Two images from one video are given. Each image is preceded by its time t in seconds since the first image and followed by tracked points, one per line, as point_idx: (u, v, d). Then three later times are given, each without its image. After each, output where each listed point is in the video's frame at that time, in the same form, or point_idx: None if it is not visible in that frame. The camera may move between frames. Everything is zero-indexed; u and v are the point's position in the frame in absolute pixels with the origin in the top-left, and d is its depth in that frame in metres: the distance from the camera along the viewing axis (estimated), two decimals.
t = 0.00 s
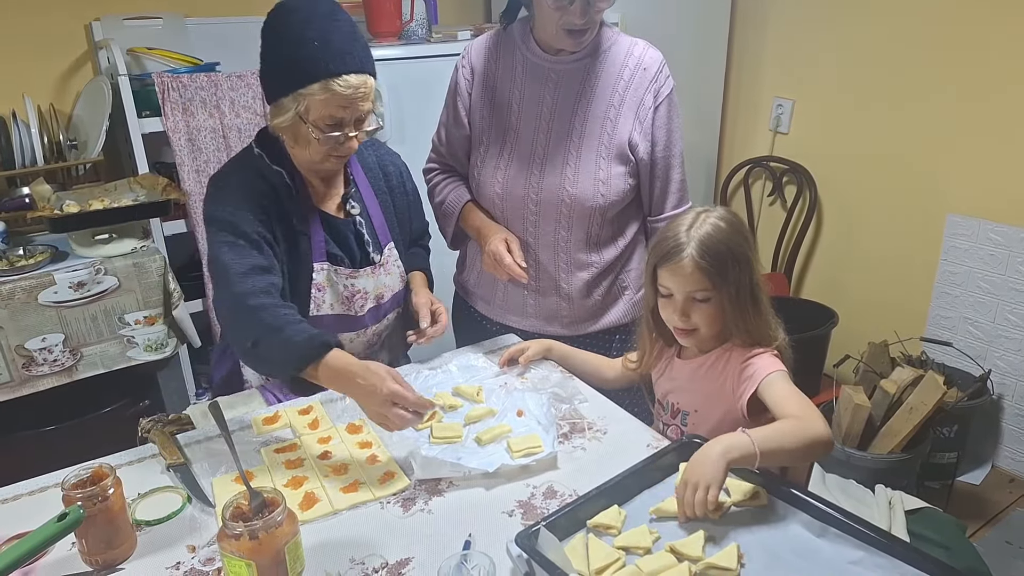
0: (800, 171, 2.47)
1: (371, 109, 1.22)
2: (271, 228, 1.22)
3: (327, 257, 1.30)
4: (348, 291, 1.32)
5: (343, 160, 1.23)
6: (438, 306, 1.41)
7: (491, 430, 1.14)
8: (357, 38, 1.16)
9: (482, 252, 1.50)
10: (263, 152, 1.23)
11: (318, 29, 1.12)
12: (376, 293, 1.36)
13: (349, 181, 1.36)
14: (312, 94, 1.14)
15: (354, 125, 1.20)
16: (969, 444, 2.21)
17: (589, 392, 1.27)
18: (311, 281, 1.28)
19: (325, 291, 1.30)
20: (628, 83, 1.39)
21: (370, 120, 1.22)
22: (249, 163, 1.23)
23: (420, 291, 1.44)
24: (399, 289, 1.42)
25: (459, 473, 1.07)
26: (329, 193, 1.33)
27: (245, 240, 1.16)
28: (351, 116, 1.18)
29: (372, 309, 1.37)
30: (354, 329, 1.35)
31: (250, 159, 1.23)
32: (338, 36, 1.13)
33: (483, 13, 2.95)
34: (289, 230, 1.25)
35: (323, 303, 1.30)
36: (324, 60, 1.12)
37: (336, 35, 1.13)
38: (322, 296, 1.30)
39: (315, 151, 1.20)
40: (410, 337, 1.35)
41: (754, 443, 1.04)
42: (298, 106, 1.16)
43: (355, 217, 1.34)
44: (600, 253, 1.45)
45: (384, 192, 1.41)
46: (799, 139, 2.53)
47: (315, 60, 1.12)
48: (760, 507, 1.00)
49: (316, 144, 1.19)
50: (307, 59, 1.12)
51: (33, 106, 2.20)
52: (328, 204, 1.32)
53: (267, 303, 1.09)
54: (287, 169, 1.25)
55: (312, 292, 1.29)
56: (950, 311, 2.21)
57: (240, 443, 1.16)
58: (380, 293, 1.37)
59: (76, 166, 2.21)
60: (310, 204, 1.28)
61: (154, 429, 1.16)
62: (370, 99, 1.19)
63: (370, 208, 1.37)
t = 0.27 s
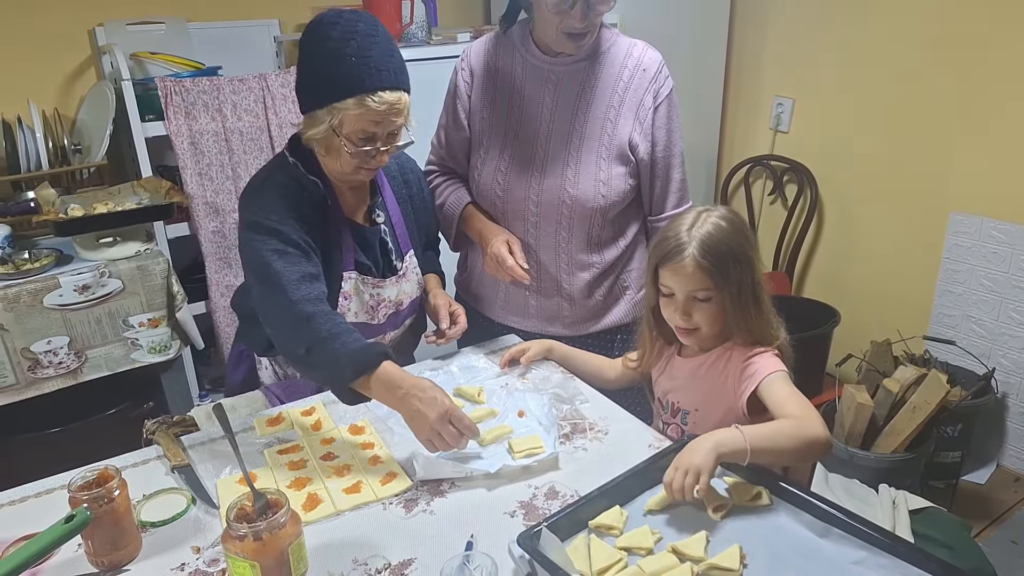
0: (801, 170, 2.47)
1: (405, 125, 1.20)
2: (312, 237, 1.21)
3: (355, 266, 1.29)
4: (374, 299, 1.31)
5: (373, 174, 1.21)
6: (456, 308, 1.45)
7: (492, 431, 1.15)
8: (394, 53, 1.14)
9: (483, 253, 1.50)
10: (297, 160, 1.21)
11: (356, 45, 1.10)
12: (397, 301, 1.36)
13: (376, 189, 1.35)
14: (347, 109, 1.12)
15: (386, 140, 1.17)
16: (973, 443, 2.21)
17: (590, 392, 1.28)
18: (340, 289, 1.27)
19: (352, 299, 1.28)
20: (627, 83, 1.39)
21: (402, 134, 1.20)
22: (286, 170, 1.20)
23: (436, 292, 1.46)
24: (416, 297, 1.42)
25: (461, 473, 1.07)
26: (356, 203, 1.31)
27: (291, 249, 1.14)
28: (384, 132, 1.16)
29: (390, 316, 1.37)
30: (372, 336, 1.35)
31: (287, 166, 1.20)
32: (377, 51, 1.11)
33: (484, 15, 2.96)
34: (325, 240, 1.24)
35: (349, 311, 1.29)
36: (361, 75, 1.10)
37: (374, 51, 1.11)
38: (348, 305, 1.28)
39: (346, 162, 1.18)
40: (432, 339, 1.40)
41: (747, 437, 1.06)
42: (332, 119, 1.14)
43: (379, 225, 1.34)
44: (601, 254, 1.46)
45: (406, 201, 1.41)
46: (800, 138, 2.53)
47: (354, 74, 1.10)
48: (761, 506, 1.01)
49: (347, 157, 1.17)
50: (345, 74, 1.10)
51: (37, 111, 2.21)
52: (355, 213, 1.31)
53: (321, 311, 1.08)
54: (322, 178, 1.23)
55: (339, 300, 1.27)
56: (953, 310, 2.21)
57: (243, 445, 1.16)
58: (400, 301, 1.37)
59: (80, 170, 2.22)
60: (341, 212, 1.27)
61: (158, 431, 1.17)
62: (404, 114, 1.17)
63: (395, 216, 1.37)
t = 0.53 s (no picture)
0: (801, 170, 2.47)
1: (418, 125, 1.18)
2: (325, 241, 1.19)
3: (366, 271, 1.29)
4: (381, 304, 1.31)
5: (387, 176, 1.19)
6: (460, 309, 1.45)
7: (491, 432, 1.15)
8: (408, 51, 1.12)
9: (481, 252, 1.50)
10: (310, 164, 1.20)
11: (368, 45, 1.08)
12: (402, 306, 1.36)
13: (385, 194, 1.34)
14: (360, 110, 1.10)
15: (401, 140, 1.16)
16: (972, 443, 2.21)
17: (589, 392, 1.28)
18: (349, 294, 1.26)
19: (360, 304, 1.28)
20: (626, 83, 1.39)
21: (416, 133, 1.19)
22: (298, 174, 1.19)
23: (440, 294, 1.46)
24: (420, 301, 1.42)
25: (461, 474, 1.07)
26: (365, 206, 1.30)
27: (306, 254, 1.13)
28: (399, 132, 1.14)
29: (396, 320, 1.37)
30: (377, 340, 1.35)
31: (298, 169, 1.19)
32: (389, 52, 1.09)
33: (485, 14, 2.96)
34: (338, 246, 1.23)
35: (357, 316, 1.28)
36: (374, 75, 1.08)
37: (387, 50, 1.09)
38: (356, 309, 1.28)
39: (360, 165, 1.16)
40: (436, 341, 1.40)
41: (733, 436, 1.07)
42: (346, 121, 1.12)
43: (388, 229, 1.33)
44: (600, 253, 1.45)
45: (416, 205, 1.40)
46: (800, 138, 2.53)
47: (366, 76, 1.08)
48: (762, 506, 1.00)
49: (361, 158, 1.15)
50: (358, 76, 1.08)
51: (35, 110, 2.21)
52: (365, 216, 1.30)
53: (340, 316, 1.08)
54: (335, 182, 1.22)
55: (348, 305, 1.27)
56: (953, 309, 2.20)
57: (243, 445, 1.16)
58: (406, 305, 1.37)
59: (79, 169, 2.22)
60: (353, 217, 1.26)
61: (157, 432, 1.17)
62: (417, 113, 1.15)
63: (403, 221, 1.36)
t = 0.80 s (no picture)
0: (801, 169, 2.47)
1: (403, 108, 1.17)
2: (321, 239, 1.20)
3: (360, 270, 1.28)
4: (376, 303, 1.31)
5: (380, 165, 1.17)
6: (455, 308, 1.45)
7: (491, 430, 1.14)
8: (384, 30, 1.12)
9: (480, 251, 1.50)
10: (301, 162, 1.19)
11: (342, 28, 1.08)
12: (398, 305, 1.35)
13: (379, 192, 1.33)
14: (342, 96, 1.10)
15: (388, 122, 1.14)
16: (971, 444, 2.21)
17: (589, 390, 1.28)
18: (344, 293, 1.26)
19: (355, 302, 1.28)
20: (626, 83, 1.39)
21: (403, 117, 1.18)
22: (291, 173, 1.18)
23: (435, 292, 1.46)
24: (415, 299, 1.42)
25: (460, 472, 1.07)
26: (359, 203, 1.29)
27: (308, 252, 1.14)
28: (383, 114, 1.13)
29: (392, 319, 1.36)
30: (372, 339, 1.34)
31: (292, 169, 1.18)
32: (362, 34, 1.09)
33: (486, 13, 2.96)
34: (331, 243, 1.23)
35: (353, 314, 1.28)
36: (351, 57, 1.08)
37: (360, 31, 1.09)
38: (351, 308, 1.27)
39: (351, 156, 1.15)
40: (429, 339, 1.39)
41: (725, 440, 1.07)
42: (330, 111, 1.12)
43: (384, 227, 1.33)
44: (599, 253, 1.45)
45: (411, 203, 1.39)
46: (800, 138, 2.53)
47: (341, 60, 1.08)
48: (760, 506, 1.00)
49: (352, 148, 1.14)
50: (335, 61, 1.08)
51: (35, 106, 2.21)
52: (359, 214, 1.29)
53: (332, 316, 1.09)
54: (327, 179, 1.22)
55: (343, 304, 1.26)
56: (952, 310, 2.20)
57: (242, 443, 1.16)
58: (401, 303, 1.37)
59: (79, 166, 2.22)
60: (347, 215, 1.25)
61: (156, 429, 1.17)
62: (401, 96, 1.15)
63: (399, 218, 1.36)
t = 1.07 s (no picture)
0: (801, 169, 2.47)
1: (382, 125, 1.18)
2: (274, 227, 1.19)
3: (331, 259, 1.30)
4: (349, 293, 1.31)
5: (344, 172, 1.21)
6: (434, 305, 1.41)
7: (492, 429, 1.14)
8: (373, 47, 1.12)
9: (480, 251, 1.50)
10: (270, 151, 1.21)
11: (329, 42, 1.08)
12: (378, 297, 1.35)
13: (356, 183, 1.35)
14: (318, 107, 1.11)
15: (358, 140, 1.16)
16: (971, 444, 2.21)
17: (590, 390, 1.28)
18: (313, 283, 1.28)
19: (326, 293, 1.29)
20: (627, 83, 1.39)
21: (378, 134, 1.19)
22: (258, 161, 1.20)
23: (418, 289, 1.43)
24: (401, 292, 1.42)
25: (461, 471, 1.07)
26: (338, 194, 1.31)
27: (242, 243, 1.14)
28: (358, 132, 1.14)
29: (373, 312, 1.36)
30: (353, 331, 1.35)
31: (260, 157, 1.20)
32: (349, 52, 1.09)
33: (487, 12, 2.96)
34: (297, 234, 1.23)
35: (323, 304, 1.30)
36: (332, 75, 1.09)
37: (345, 53, 1.09)
38: (322, 297, 1.29)
39: (318, 158, 1.18)
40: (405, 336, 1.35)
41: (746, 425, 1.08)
42: (303, 115, 1.13)
43: (360, 220, 1.34)
44: (599, 254, 1.45)
45: (392, 196, 1.40)
46: (800, 138, 2.53)
47: (324, 75, 1.08)
48: (761, 505, 1.00)
49: (317, 153, 1.17)
50: (319, 74, 1.09)
51: (35, 104, 2.21)
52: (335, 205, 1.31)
53: (252, 306, 1.06)
54: (296, 170, 1.22)
55: (313, 294, 1.28)
56: (952, 311, 2.20)
57: (242, 442, 1.16)
58: (382, 296, 1.36)
59: (79, 164, 2.21)
60: (316, 206, 1.26)
61: (156, 427, 1.17)
62: (378, 116, 1.15)
63: (376, 211, 1.36)
